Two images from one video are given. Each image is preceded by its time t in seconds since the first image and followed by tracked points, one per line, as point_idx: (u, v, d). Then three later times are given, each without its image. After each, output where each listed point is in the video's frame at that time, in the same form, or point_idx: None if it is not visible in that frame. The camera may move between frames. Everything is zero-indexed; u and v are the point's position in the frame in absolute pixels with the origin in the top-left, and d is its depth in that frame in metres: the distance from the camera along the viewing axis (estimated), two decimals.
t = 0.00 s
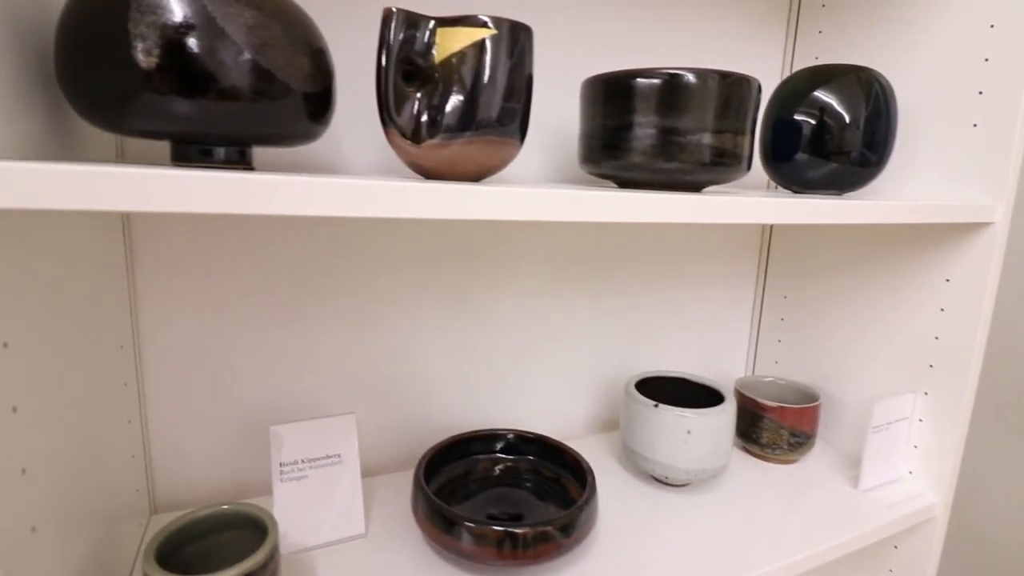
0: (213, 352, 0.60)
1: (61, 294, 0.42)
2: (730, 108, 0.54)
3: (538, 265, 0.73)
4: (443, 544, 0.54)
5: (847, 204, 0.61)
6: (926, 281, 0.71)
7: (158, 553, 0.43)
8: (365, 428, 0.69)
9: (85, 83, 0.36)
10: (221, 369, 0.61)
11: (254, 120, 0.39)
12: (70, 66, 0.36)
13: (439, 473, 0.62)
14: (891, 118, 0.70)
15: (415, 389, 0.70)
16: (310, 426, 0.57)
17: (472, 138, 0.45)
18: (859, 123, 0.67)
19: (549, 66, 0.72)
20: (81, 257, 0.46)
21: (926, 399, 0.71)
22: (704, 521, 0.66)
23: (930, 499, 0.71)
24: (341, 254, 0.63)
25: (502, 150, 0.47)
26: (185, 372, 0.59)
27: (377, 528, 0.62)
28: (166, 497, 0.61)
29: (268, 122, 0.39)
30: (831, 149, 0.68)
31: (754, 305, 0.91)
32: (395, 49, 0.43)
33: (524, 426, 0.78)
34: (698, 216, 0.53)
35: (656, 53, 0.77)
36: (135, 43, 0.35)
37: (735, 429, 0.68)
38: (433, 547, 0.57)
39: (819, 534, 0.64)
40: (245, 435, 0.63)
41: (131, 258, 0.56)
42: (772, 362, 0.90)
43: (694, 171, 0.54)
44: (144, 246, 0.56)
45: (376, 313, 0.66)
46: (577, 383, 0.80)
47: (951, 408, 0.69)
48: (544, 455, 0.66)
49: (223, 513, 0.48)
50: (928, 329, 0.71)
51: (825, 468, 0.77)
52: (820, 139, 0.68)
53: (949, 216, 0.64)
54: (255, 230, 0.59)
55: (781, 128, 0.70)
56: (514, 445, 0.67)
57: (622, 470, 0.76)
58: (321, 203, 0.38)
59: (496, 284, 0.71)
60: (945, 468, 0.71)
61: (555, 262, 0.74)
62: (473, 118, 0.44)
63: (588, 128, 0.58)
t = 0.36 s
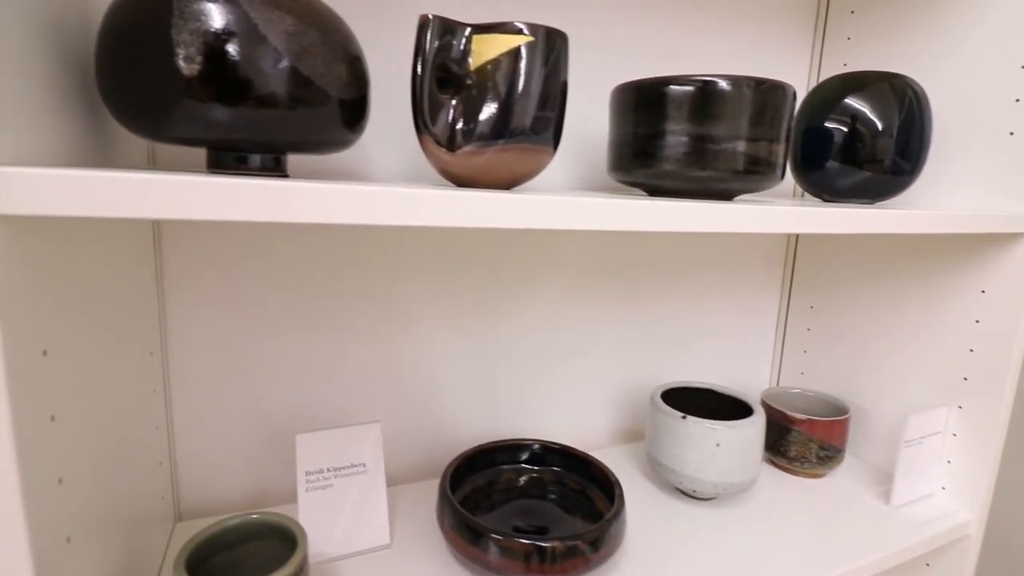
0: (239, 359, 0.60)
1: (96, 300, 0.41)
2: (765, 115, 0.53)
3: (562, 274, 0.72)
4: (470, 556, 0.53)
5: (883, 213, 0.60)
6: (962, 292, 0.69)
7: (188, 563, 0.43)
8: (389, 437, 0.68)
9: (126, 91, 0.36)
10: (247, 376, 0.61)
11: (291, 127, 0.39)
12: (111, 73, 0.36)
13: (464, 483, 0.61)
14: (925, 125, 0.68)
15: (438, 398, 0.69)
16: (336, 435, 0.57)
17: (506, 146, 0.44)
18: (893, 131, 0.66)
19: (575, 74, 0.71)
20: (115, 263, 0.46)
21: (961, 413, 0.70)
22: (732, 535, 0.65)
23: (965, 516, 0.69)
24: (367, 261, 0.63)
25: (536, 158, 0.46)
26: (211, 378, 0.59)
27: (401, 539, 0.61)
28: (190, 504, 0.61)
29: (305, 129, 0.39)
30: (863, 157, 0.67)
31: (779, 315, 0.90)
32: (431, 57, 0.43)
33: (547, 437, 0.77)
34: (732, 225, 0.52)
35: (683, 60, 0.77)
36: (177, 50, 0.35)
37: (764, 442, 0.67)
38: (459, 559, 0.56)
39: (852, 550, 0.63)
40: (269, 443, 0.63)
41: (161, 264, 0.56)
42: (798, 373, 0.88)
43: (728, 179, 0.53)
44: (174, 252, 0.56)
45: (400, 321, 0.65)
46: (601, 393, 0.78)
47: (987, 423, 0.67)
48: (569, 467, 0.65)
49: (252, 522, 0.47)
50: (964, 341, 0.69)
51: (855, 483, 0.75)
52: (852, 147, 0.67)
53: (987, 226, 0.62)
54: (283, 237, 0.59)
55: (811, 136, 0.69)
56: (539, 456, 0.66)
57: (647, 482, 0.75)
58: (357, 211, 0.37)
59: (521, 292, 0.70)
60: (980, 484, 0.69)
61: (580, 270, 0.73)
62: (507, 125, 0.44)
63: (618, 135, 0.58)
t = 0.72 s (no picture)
0: (262, 365, 0.60)
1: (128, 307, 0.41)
2: (798, 121, 0.52)
3: (585, 281, 0.71)
4: (494, 568, 0.52)
5: (917, 222, 0.59)
6: (996, 303, 0.68)
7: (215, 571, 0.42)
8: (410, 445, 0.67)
9: (162, 97, 0.36)
10: (270, 382, 0.60)
11: (326, 133, 0.38)
12: (148, 79, 0.36)
13: (488, 493, 0.60)
14: (958, 132, 0.67)
15: (459, 406, 0.69)
16: (359, 443, 0.56)
17: (538, 153, 0.44)
18: (925, 138, 0.65)
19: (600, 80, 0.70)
20: (146, 270, 0.46)
21: (994, 426, 0.68)
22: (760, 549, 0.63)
23: (1000, 533, 0.67)
24: (391, 268, 0.62)
25: (568, 165, 0.46)
26: (235, 385, 0.59)
27: (423, 549, 0.60)
28: (213, 510, 0.61)
29: (339, 136, 0.39)
30: (894, 164, 0.65)
31: (802, 324, 0.87)
32: (465, 63, 0.43)
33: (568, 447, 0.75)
34: (766, 233, 0.51)
35: (708, 65, 0.76)
36: (215, 56, 0.35)
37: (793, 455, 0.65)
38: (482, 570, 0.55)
39: (886, 567, 0.61)
40: (291, 450, 0.63)
41: (187, 269, 0.56)
42: (822, 384, 0.86)
43: (760, 187, 0.52)
44: (201, 257, 0.56)
45: (422, 328, 0.65)
46: (622, 403, 0.77)
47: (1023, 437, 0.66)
48: (594, 478, 0.64)
49: (280, 530, 0.47)
50: (998, 353, 0.67)
51: (884, 497, 0.74)
52: (883, 154, 0.66)
53: None
54: (308, 243, 0.59)
55: (840, 143, 0.68)
56: (564, 466, 0.65)
57: (670, 493, 0.73)
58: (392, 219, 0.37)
59: (543, 300, 0.69)
60: (1015, 500, 0.67)
61: (603, 278, 0.72)
62: (540, 133, 0.43)
63: (646, 143, 0.57)
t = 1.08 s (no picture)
0: (285, 371, 0.60)
1: (160, 312, 0.41)
2: (831, 127, 0.51)
3: (608, 288, 0.70)
4: None
5: (948, 231, 0.58)
6: None
7: None
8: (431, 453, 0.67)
9: (198, 103, 0.36)
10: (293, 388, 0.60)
11: (359, 138, 0.38)
12: (183, 83, 0.36)
13: (510, 502, 0.60)
14: (990, 137, 0.65)
15: (480, 414, 0.68)
16: (382, 450, 0.56)
17: (569, 158, 0.43)
18: (956, 143, 0.63)
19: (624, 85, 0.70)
20: (176, 275, 0.46)
21: None
22: (787, 563, 0.62)
23: None
24: (413, 274, 0.62)
25: (598, 171, 0.45)
26: (258, 390, 0.59)
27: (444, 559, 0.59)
28: (235, 516, 0.61)
29: (371, 141, 0.39)
30: (924, 171, 0.64)
31: (825, 333, 0.86)
32: (496, 69, 0.43)
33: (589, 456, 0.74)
34: (798, 242, 0.50)
35: (733, 71, 0.75)
36: (253, 61, 0.35)
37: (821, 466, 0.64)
38: None
39: None
40: (312, 457, 0.62)
41: (213, 274, 0.56)
42: (846, 393, 0.85)
43: (791, 193, 0.52)
44: (226, 263, 0.56)
45: (444, 334, 0.64)
46: (644, 412, 0.76)
47: None
48: (619, 489, 0.63)
49: (308, 539, 0.47)
50: None
51: (911, 511, 0.73)
52: (912, 161, 0.64)
53: None
54: (331, 249, 0.59)
55: (868, 149, 0.67)
56: (588, 476, 0.64)
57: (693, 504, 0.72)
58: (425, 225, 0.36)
59: (565, 307, 0.69)
60: None
61: (626, 285, 0.71)
62: (571, 138, 0.43)
63: (673, 149, 0.57)
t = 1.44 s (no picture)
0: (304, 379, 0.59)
1: (185, 320, 0.41)
2: (861, 132, 0.50)
3: (629, 296, 0.69)
4: None
5: (977, 240, 0.57)
6: None
7: None
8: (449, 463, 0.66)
9: (228, 109, 0.36)
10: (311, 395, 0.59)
11: (388, 143, 0.37)
12: (212, 88, 0.36)
13: (529, 512, 0.59)
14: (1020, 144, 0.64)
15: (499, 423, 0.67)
16: (402, 458, 0.55)
17: (599, 162, 0.43)
18: (985, 150, 0.62)
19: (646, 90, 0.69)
20: (199, 282, 0.45)
21: None
22: None
23: None
24: (433, 281, 0.61)
25: (627, 176, 0.44)
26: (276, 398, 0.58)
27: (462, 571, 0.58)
28: (252, 526, 0.60)
29: (400, 147, 0.38)
30: (952, 179, 0.63)
31: (847, 342, 0.84)
32: (527, 74, 0.43)
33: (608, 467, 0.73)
34: (827, 248, 0.49)
35: (753, 74, 0.73)
36: (285, 64, 0.34)
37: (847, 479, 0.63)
38: None
39: None
40: (330, 466, 0.61)
41: (232, 280, 0.55)
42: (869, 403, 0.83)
43: (820, 199, 0.51)
44: (246, 270, 0.56)
45: (463, 342, 0.63)
46: (664, 422, 0.75)
47: None
48: (640, 500, 0.62)
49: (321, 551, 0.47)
50: None
51: (938, 525, 0.72)
52: (940, 168, 0.63)
53: None
54: (351, 256, 0.58)
55: (894, 156, 0.66)
56: (608, 487, 0.63)
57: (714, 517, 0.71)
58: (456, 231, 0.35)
59: (585, 315, 0.68)
60: None
61: (647, 293, 0.70)
62: (601, 142, 0.42)
63: (699, 156, 0.56)
